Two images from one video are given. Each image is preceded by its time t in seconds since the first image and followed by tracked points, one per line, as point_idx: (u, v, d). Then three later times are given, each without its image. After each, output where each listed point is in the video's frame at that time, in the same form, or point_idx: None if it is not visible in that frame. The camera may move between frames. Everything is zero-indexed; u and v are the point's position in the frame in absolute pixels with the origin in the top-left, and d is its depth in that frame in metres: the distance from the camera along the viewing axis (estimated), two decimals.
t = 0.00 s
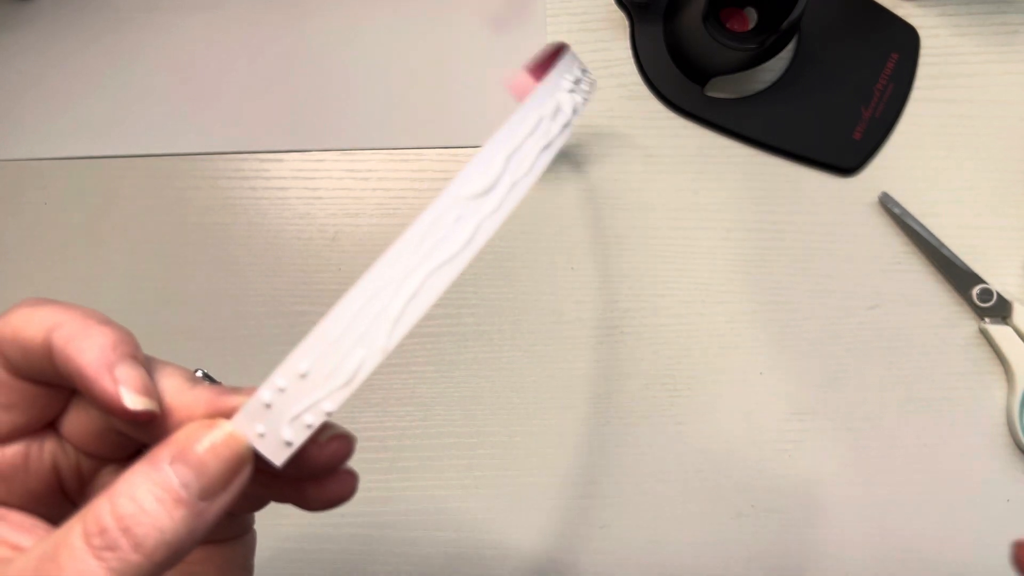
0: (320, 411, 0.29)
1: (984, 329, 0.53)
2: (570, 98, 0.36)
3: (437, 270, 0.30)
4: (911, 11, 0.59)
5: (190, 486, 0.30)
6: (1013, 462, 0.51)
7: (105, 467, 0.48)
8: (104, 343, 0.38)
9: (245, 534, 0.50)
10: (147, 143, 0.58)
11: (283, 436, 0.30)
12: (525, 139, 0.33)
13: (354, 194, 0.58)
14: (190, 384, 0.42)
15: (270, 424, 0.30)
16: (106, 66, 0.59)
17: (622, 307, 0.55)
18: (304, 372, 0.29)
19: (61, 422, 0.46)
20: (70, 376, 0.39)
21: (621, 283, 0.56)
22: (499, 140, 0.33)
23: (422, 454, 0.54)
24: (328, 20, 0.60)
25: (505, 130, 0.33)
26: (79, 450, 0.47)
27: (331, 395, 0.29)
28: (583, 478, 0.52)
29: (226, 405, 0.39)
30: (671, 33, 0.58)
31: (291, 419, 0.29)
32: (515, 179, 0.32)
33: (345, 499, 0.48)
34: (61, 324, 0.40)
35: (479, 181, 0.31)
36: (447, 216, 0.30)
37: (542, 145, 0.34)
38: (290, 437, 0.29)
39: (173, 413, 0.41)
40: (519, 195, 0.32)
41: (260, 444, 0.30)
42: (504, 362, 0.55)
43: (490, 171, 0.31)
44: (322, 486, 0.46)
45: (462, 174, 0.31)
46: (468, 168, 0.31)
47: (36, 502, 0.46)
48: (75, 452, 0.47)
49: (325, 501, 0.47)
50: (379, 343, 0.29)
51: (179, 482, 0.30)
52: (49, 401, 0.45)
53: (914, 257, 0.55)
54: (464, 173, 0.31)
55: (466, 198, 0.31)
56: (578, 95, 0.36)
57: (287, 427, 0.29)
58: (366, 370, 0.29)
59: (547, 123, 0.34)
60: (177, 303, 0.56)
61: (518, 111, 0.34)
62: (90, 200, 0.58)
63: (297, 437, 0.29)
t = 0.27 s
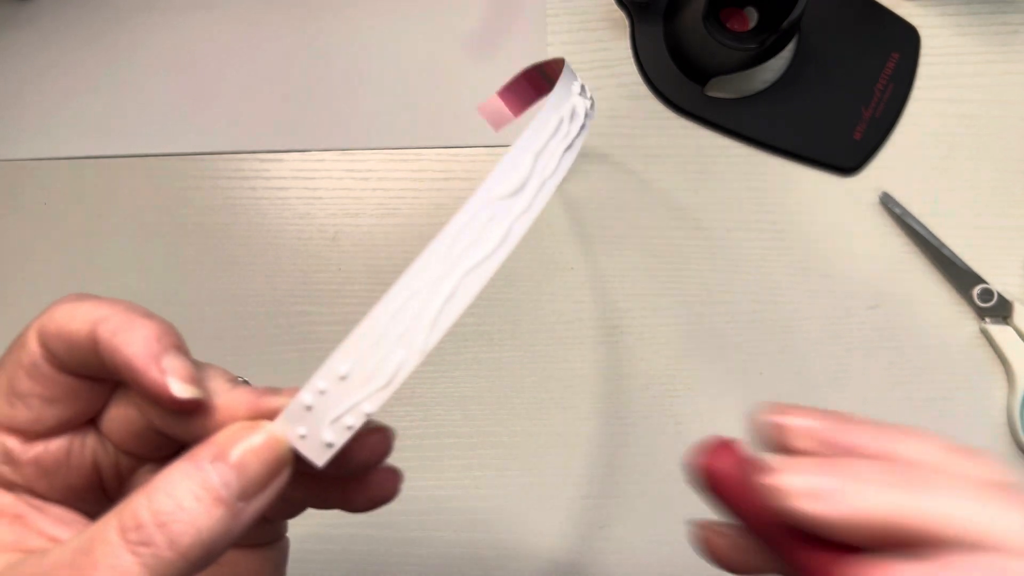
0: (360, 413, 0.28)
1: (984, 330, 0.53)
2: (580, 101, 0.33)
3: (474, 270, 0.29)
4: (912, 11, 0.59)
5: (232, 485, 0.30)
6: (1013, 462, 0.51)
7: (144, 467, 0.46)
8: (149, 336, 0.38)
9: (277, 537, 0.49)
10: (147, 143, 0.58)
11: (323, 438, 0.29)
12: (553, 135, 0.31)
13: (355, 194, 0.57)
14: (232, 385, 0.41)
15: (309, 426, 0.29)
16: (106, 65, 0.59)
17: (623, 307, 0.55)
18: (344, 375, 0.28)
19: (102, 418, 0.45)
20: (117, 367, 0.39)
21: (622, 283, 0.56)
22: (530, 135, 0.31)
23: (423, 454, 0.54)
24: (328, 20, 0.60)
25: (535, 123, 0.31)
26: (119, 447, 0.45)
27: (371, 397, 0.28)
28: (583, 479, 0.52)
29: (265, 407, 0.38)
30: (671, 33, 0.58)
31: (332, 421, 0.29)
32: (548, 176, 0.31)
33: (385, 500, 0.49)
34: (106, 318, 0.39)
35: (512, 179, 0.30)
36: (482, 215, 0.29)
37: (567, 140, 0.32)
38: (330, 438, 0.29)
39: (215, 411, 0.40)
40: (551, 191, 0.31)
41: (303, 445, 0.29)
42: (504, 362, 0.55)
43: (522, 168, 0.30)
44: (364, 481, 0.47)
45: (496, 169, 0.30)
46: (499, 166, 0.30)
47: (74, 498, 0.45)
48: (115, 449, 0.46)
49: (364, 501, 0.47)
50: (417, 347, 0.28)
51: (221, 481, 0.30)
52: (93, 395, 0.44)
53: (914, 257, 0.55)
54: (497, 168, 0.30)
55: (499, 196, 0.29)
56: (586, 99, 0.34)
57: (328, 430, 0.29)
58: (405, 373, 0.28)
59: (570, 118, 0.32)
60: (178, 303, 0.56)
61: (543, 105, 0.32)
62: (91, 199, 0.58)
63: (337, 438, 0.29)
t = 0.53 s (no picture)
0: (394, 402, 0.29)
1: (984, 330, 0.53)
2: (632, 108, 0.37)
3: (506, 264, 0.30)
4: (912, 10, 0.59)
5: (271, 471, 0.30)
6: (1013, 462, 0.51)
7: (171, 461, 0.46)
8: (184, 316, 0.37)
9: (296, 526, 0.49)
10: (147, 143, 0.58)
11: (357, 425, 0.30)
12: (586, 145, 0.34)
13: (354, 194, 0.58)
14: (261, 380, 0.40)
15: (342, 418, 0.30)
16: (105, 65, 0.59)
17: (623, 307, 0.55)
18: (379, 363, 0.29)
19: (131, 413, 0.44)
20: (151, 349, 0.38)
21: (621, 283, 0.56)
22: (565, 143, 0.34)
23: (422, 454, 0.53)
24: (327, 19, 0.60)
25: (571, 135, 0.34)
26: (148, 442, 0.45)
27: (405, 386, 0.29)
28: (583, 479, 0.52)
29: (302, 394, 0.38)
30: (672, 33, 0.57)
31: (366, 409, 0.30)
32: (581, 179, 0.33)
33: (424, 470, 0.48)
34: (139, 306, 0.38)
35: (546, 182, 0.32)
36: (517, 212, 0.31)
37: (605, 149, 0.35)
38: (364, 426, 0.29)
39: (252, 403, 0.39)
40: (583, 196, 0.33)
41: (337, 434, 0.30)
42: (504, 362, 0.55)
43: (558, 172, 0.33)
44: (400, 457, 0.46)
45: (530, 174, 0.32)
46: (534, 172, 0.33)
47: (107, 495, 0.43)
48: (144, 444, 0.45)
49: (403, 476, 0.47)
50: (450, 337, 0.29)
51: (261, 467, 0.30)
52: (126, 390, 0.43)
53: (914, 257, 0.55)
54: (534, 172, 0.32)
55: (534, 197, 0.32)
56: (640, 107, 0.37)
57: (362, 418, 0.29)
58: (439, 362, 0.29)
59: (609, 132, 0.36)
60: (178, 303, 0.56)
61: (581, 121, 0.35)
62: (90, 199, 0.58)
63: (370, 425, 0.30)
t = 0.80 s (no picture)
0: (404, 389, 0.28)
1: (984, 330, 0.53)
2: (585, 91, 0.33)
3: (506, 252, 0.28)
4: (912, 10, 0.59)
5: (281, 464, 0.30)
6: (1013, 462, 0.51)
7: (179, 458, 0.46)
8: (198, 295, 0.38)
9: (302, 519, 0.50)
10: (147, 143, 0.58)
11: (368, 414, 0.28)
12: (568, 123, 0.31)
13: (355, 194, 0.58)
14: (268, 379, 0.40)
15: (354, 407, 0.28)
16: (104, 64, 0.59)
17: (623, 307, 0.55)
18: (387, 354, 0.27)
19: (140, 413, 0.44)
20: (169, 330, 0.38)
21: (622, 283, 0.56)
22: (546, 125, 0.30)
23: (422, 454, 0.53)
24: (327, 19, 0.60)
25: (548, 116, 0.31)
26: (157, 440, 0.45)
27: (414, 372, 0.28)
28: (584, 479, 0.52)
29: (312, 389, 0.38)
30: (671, 33, 0.57)
31: (376, 399, 0.28)
32: (564, 164, 0.30)
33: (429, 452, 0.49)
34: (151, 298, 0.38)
35: (537, 164, 0.29)
36: (512, 200, 0.28)
37: (578, 132, 0.31)
38: (375, 415, 0.28)
39: (262, 400, 0.39)
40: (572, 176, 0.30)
41: (345, 422, 0.29)
42: (504, 362, 0.55)
43: (545, 154, 0.29)
44: (404, 439, 0.46)
45: (520, 158, 0.29)
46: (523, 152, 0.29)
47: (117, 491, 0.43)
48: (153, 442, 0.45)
49: (408, 457, 0.47)
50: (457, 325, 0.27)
51: (271, 459, 0.30)
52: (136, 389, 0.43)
53: (914, 257, 0.55)
54: (520, 157, 0.29)
55: (526, 181, 0.29)
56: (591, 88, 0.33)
57: (373, 408, 0.28)
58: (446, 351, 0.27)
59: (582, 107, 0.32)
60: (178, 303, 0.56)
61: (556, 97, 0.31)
62: (90, 198, 0.58)
63: (381, 414, 0.28)
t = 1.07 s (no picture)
0: (400, 393, 0.28)
1: (985, 330, 0.53)
2: (591, 90, 0.32)
3: (501, 253, 0.27)
4: (913, 10, 0.59)
5: (279, 470, 0.30)
6: (1014, 462, 0.51)
7: (173, 467, 0.46)
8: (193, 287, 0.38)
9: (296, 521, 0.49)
10: (146, 143, 0.58)
11: (365, 418, 0.28)
12: (569, 121, 0.30)
13: (354, 194, 0.57)
14: (263, 382, 0.40)
15: (352, 407, 0.28)
16: (104, 64, 0.59)
17: (623, 307, 0.55)
18: (383, 358, 0.27)
19: (133, 423, 0.43)
20: (167, 326, 0.37)
21: (622, 283, 0.55)
22: (546, 122, 0.29)
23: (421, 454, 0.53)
24: (327, 20, 0.59)
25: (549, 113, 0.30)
26: (151, 449, 0.44)
27: (410, 376, 0.27)
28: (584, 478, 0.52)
29: (307, 393, 0.38)
30: (671, 33, 0.57)
31: (372, 401, 0.28)
32: (565, 164, 0.29)
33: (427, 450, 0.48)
34: (146, 297, 0.38)
35: (534, 164, 0.29)
36: (508, 201, 0.28)
37: (581, 128, 0.31)
38: (372, 418, 0.28)
39: (258, 404, 0.39)
40: (573, 174, 0.30)
41: (343, 424, 0.29)
42: (504, 362, 0.55)
43: (544, 153, 0.29)
44: (402, 438, 0.45)
45: (516, 157, 0.28)
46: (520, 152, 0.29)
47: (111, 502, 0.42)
48: (147, 451, 0.44)
49: (405, 455, 0.46)
50: (453, 328, 0.27)
51: (269, 465, 0.30)
52: (129, 401, 0.42)
53: (914, 257, 0.55)
54: (518, 157, 0.28)
55: (523, 182, 0.28)
56: (596, 86, 0.32)
57: (370, 410, 0.28)
58: (441, 354, 0.27)
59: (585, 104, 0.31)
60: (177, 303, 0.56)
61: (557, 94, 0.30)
62: (90, 198, 0.57)
63: (378, 417, 0.28)
